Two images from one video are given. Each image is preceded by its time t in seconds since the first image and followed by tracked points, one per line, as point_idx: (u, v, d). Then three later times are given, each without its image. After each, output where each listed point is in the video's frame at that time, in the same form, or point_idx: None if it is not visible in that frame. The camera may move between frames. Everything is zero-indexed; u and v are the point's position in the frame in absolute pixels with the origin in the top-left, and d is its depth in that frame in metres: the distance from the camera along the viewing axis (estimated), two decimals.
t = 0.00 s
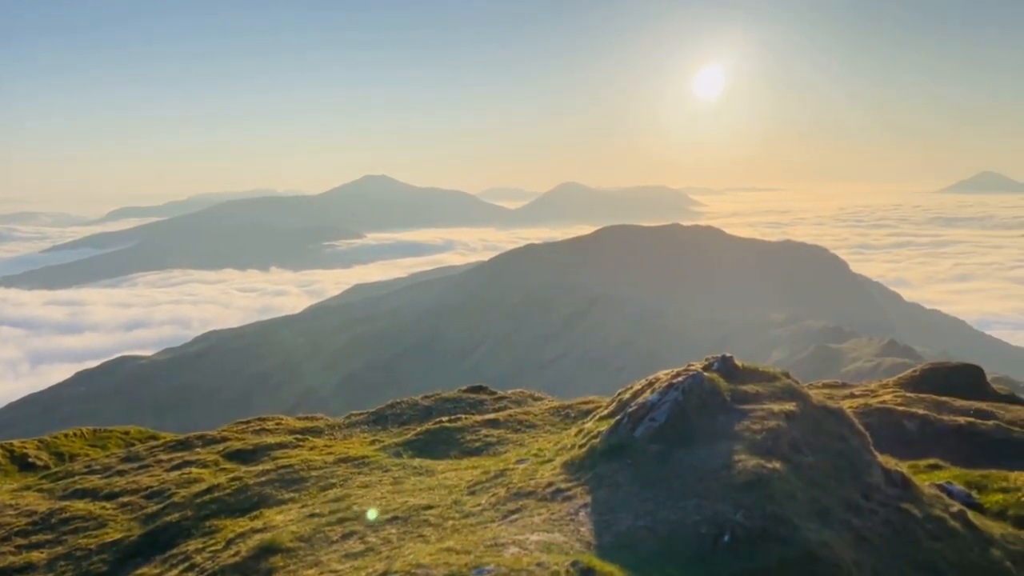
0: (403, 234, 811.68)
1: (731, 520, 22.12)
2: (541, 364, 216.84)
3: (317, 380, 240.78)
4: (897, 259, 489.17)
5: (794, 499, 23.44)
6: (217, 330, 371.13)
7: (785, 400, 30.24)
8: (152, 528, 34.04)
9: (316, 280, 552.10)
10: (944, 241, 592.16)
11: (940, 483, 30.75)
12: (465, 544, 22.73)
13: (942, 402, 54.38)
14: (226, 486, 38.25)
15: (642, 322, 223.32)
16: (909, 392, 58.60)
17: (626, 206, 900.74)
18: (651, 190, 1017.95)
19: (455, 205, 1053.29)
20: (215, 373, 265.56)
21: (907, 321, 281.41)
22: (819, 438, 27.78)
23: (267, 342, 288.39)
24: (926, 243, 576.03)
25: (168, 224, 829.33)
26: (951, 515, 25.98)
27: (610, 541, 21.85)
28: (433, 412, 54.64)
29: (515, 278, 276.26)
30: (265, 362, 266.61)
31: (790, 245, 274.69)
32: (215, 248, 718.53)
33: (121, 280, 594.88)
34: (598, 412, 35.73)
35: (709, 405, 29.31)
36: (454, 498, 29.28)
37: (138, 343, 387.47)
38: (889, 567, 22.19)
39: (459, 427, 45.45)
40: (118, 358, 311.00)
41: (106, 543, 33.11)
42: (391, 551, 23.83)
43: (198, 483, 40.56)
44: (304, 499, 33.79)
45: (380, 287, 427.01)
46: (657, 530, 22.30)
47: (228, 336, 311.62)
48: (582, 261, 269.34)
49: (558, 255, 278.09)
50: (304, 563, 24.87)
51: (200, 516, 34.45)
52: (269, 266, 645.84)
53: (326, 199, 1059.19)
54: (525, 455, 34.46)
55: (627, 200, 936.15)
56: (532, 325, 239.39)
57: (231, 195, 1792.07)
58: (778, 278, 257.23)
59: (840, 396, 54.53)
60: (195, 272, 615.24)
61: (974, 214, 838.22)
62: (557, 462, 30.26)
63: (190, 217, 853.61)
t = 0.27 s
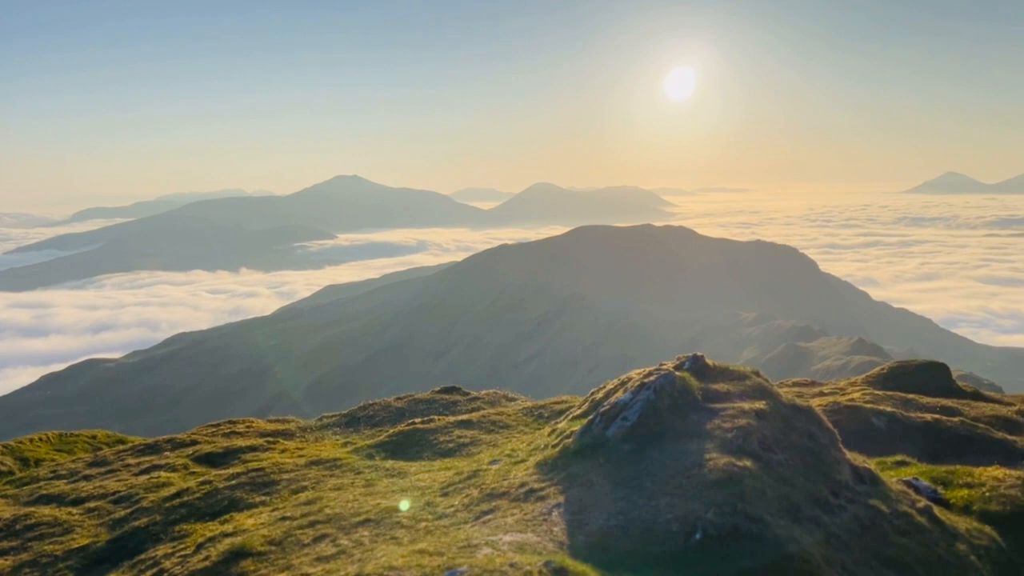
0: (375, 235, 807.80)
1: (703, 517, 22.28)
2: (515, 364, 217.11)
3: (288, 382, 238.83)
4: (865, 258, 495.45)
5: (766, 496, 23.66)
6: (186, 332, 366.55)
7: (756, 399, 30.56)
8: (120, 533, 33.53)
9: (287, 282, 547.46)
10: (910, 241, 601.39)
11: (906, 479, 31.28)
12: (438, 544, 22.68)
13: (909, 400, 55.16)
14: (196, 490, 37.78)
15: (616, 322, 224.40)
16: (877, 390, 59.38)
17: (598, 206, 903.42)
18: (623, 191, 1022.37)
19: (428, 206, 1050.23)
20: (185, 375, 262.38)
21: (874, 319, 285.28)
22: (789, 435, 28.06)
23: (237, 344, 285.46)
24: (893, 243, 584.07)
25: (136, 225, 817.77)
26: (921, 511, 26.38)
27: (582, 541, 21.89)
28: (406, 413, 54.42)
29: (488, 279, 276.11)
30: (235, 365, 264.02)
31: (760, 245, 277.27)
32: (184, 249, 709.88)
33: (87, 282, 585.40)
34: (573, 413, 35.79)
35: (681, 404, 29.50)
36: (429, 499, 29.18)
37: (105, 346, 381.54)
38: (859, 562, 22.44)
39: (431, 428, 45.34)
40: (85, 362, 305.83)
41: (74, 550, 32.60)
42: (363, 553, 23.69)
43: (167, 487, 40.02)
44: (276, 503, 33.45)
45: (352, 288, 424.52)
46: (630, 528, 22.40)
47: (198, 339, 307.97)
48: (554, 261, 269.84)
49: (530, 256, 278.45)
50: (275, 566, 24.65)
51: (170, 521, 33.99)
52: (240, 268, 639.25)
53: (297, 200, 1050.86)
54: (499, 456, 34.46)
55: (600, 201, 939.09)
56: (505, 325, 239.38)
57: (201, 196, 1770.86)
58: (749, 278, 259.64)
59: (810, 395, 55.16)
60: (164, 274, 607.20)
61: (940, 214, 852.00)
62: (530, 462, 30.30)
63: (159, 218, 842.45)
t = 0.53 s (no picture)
0: (348, 235, 803.06)
1: (675, 516, 22.40)
2: (490, 363, 217.21)
3: (259, 384, 236.74)
4: (834, 258, 501.43)
5: (737, 493, 23.82)
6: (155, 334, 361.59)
7: (726, 397, 30.80)
8: (87, 539, 32.97)
9: (257, 283, 542.21)
10: (878, 241, 609.71)
11: (874, 475, 31.70)
12: (411, 546, 22.60)
13: (878, 397, 55.96)
14: (165, 494, 37.26)
15: (589, 322, 225.31)
16: (847, 388, 60.08)
17: (571, 206, 905.40)
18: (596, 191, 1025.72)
19: (401, 206, 1046.00)
20: (153, 378, 259.15)
21: (843, 318, 288.89)
22: (761, 434, 28.28)
23: (207, 346, 282.44)
24: (862, 243, 591.78)
25: (103, 225, 805.37)
26: (888, 506, 26.78)
27: (555, 542, 21.90)
28: (379, 415, 54.18)
29: (461, 279, 275.81)
30: (206, 367, 261.29)
31: (732, 245, 279.57)
32: (152, 250, 700.31)
33: (53, 284, 575.20)
34: (546, 413, 35.86)
35: (653, 403, 29.67)
36: (401, 501, 29.03)
37: (72, 349, 375.23)
38: (828, 558, 22.69)
39: (405, 429, 45.18)
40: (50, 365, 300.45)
41: (40, 556, 32.02)
42: (335, 556, 23.53)
43: (136, 492, 39.45)
44: (246, 507, 33.10)
45: (324, 289, 421.55)
46: (602, 529, 22.42)
47: (167, 341, 304.14)
48: (527, 261, 270.02)
49: (504, 256, 278.52)
50: (246, 571, 24.39)
51: (138, 526, 33.51)
52: (210, 269, 631.86)
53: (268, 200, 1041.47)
54: (472, 457, 34.42)
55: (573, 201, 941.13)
56: (478, 326, 239.25)
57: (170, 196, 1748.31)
58: (721, 278, 261.74)
59: (780, 393, 55.77)
60: (132, 275, 598.37)
61: (907, 214, 864.55)
62: (504, 463, 30.28)
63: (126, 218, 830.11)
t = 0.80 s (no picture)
0: (319, 236, 797.26)
1: (648, 515, 22.49)
2: (465, 363, 217.19)
3: (229, 387, 234.37)
4: (804, 258, 506.82)
5: (708, 491, 24.00)
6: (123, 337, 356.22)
7: (697, 396, 31.02)
8: (54, 545, 32.40)
9: (228, 284, 536.43)
10: (847, 241, 617.30)
11: (843, 472, 32.09)
12: (386, 547, 22.46)
13: (847, 395, 56.70)
14: (134, 499, 36.75)
15: (563, 322, 226.07)
16: (816, 386, 60.82)
17: (544, 206, 906.84)
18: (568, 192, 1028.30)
19: (373, 207, 1040.71)
20: (122, 381, 255.77)
21: (813, 317, 292.22)
22: (733, 432, 28.52)
23: (177, 348, 279.13)
24: (831, 243, 598.91)
25: (70, 226, 792.24)
26: (857, 502, 27.11)
27: (529, 540, 21.92)
28: (351, 417, 53.87)
29: (435, 279, 275.12)
30: (177, 368, 258.49)
31: (704, 245, 281.67)
32: (120, 252, 690.22)
33: (18, 286, 564.52)
34: (519, 413, 35.91)
35: (626, 402, 29.80)
36: (373, 504, 28.81)
37: (38, 352, 368.48)
38: (796, 554, 22.94)
39: (377, 431, 44.95)
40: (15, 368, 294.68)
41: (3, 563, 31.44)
42: (307, 560, 23.35)
43: (103, 496, 38.85)
44: (216, 510, 32.74)
45: (296, 291, 418.22)
46: (575, 528, 22.44)
47: (135, 343, 300.03)
48: (502, 261, 269.75)
49: (478, 256, 278.18)
50: None
51: (107, 530, 33.01)
52: (179, 270, 623.99)
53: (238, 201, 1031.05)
54: (444, 458, 34.37)
55: (546, 201, 942.24)
56: (452, 326, 238.86)
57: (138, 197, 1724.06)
58: (693, 278, 263.68)
59: (750, 392, 56.31)
60: (99, 277, 589.10)
61: (875, 214, 876.63)
62: (478, 463, 30.29)
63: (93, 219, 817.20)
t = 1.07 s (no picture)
0: (291, 237, 790.53)
1: (620, 513, 22.61)
2: (440, 364, 217.02)
3: (200, 389, 231.93)
4: (775, 258, 512.03)
5: (681, 490, 24.17)
6: (91, 339, 350.70)
7: (669, 395, 31.25)
8: (19, 552, 31.87)
9: (198, 286, 530.31)
10: (817, 241, 623.93)
11: (814, 469, 32.47)
12: (357, 550, 22.37)
13: (818, 393, 57.40)
14: (102, 504, 36.23)
15: (537, 322, 226.62)
16: (787, 384, 61.53)
17: (518, 207, 907.53)
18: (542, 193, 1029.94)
19: (346, 207, 1034.32)
20: (90, 384, 252.13)
21: (784, 316, 295.46)
22: (703, 431, 28.76)
23: (147, 350, 275.66)
24: (801, 243, 605.12)
25: (35, 228, 778.43)
26: (826, 499, 27.47)
27: (502, 542, 21.90)
28: (324, 418, 53.50)
29: (409, 280, 274.22)
30: (148, 371, 255.52)
31: (675, 245, 283.82)
32: (88, 253, 679.38)
33: None
34: (492, 414, 35.90)
35: (599, 402, 29.95)
36: (344, 507, 28.64)
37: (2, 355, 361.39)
38: (766, 551, 23.13)
39: (349, 433, 44.67)
40: None
41: None
42: (279, 562, 23.14)
43: (70, 502, 38.24)
44: (185, 515, 32.33)
45: (268, 292, 414.57)
46: (548, 527, 22.49)
47: (104, 346, 295.71)
48: (476, 262, 269.55)
49: (452, 256, 277.78)
50: None
51: (74, 536, 32.52)
52: (148, 271, 615.61)
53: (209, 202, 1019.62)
54: (417, 459, 34.26)
55: (519, 202, 942.45)
56: (426, 327, 238.19)
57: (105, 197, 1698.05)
58: (664, 277, 265.61)
59: (723, 390, 56.86)
60: (65, 279, 579.32)
61: (844, 214, 888.13)
62: (450, 463, 30.25)
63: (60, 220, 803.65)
